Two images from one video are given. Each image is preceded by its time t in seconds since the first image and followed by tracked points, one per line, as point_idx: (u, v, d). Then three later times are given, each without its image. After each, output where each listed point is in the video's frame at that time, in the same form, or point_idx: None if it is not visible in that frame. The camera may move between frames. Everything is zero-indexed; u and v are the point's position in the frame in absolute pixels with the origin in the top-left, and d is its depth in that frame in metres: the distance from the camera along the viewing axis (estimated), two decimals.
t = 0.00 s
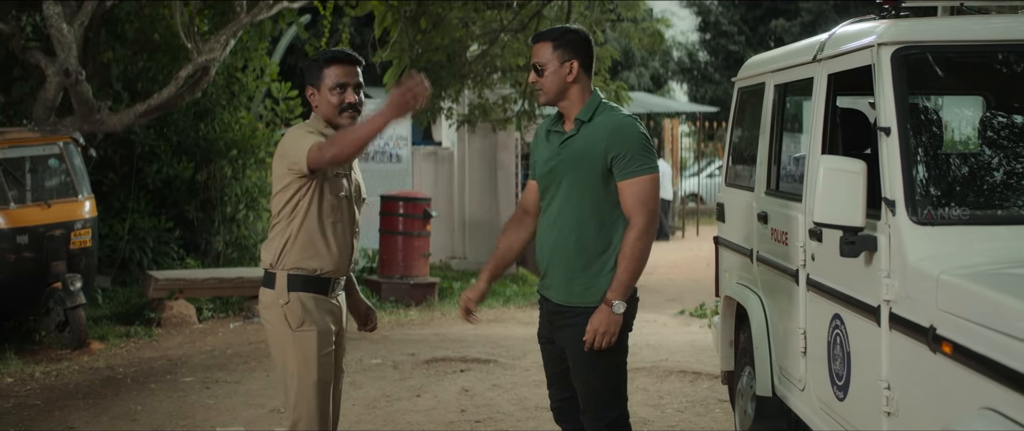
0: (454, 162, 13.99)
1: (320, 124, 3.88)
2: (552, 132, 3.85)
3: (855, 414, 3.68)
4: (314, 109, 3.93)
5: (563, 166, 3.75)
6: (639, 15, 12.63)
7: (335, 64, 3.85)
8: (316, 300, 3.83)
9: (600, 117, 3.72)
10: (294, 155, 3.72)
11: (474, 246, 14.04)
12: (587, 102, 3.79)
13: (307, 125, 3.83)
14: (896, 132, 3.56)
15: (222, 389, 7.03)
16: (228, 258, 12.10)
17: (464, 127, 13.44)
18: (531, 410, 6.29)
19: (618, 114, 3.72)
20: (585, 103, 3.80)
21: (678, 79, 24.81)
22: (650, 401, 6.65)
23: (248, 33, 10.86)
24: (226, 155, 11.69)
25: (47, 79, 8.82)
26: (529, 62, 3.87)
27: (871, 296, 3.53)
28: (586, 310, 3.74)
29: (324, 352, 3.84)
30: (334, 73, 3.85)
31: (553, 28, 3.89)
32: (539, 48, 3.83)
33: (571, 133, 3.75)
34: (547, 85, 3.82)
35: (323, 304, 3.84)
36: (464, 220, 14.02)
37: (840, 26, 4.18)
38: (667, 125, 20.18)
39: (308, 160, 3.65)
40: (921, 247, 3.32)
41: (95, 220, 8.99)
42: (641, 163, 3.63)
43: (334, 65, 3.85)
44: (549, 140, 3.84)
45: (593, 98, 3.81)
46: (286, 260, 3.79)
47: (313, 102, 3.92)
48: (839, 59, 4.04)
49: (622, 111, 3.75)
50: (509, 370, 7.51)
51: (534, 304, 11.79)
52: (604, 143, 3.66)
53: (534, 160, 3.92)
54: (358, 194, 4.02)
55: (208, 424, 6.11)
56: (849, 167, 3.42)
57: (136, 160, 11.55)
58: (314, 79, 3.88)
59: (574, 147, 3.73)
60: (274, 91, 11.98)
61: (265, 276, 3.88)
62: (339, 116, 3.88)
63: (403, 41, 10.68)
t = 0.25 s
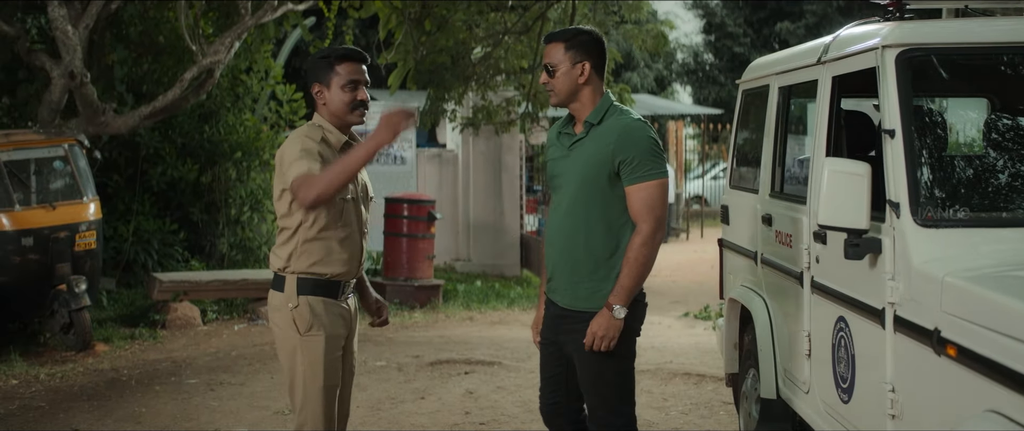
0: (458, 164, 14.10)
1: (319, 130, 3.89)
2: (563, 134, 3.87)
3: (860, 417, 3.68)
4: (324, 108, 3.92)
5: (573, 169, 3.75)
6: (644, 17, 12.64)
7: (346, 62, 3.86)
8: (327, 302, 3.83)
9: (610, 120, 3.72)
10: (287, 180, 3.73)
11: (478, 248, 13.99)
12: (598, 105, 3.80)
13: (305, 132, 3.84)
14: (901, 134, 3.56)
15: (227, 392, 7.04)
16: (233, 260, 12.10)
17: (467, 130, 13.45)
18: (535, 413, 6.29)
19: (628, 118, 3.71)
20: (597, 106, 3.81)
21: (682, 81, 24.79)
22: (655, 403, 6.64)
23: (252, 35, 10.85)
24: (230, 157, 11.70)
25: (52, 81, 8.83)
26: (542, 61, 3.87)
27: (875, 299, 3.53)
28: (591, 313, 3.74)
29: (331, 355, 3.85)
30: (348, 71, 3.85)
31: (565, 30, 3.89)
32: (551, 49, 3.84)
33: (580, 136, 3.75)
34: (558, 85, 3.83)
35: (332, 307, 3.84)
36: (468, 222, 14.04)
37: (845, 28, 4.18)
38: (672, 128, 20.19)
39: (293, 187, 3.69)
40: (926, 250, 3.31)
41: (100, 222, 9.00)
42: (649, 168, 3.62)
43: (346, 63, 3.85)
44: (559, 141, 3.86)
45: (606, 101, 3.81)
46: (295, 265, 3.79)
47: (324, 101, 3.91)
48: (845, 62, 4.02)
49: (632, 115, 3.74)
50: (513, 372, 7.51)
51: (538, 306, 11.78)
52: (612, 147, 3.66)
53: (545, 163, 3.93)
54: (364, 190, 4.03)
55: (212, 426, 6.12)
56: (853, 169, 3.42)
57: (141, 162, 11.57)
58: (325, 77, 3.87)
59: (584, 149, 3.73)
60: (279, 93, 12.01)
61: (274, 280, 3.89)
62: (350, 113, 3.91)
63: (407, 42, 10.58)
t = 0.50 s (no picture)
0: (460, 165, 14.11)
1: (314, 135, 3.85)
2: (569, 134, 3.87)
3: (862, 417, 3.68)
4: (326, 109, 3.91)
5: (576, 170, 3.76)
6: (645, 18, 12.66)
7: (348, 62, 3.89)
8: (329, 304, 3.81)
9: (614, 122, 3.72)
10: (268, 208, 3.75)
11: (479, 248, 13.99)
12: (603, 106, 3.79)
13: (299, 140, 3.80)
14: (903, 134, 3.56)
15: (228, 392, 7.04)
16: (234, 260, 12.11)
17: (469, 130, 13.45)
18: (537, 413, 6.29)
19: (631, 120, 3.70)
20: (603, 107, 3.80)
21: (684, 82, 24.82)
22: (656, 404, 6.64)
23: (253, 35, 10.85)
24: (232, 157, 11.72)
25: (54, 81, 8.83)
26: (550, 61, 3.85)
27: (878, 299, 3.53)
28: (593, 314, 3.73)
29: (334, 357, 3.84)
30: (351, 72, 3.88)
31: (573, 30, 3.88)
32: (558, 50, 3.83)
33: (585, 137, 3.76)
34: (567, 86, 3.82)
35: (335, 309, 3.83)
36: (469, 223, 14.05)
37: (846, 28, 4.17)
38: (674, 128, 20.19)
39: (268, 221, 3.68)
40: (928, 250, 3.31)
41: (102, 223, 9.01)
42: (650, 171, 3.61)
43: (349, 63, 3.89)
44: (566, 142, 3.87)
45: (613, 102, 3.80)
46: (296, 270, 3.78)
47: (327, 102, 3.90)
48: (846, 62, 4.02)
49: (637, 117, 3.73)
50: (514, 373, 7.51)
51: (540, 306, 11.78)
52: (614, 148, 3.65)
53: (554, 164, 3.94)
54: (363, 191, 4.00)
55: (214, 426, 6.12)
56: (855, 170, 3.41)
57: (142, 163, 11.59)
58: (328, 78, 3.87)
59: (588, 150, 3.73)
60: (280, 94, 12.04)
61: (276, 283, 3.88)
62: (353, 114, 3.92)
63: (409, 43, 10.56)
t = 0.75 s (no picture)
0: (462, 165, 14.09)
1: (317, 136, 3.85)
2: (570, 134, 3.87)
3: (863, 417, 3.68)
4: (332, 111, 3.90)
5: (578, 170, 3.76)
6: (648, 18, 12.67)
7: (354, 64, 3.89)
8: (326, 305, 3.81)
9: (618, 122, 3.72)
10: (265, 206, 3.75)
11: (481, 248, 13.97)
12: (607, 107, 3.78)
13: (302, 141, 3.80)
14: (904, 135, 3.56)
15: (230, 392, 7.04)
16: (236, 260, 12.12)
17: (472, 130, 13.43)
18: (538, 413, 6.29)
19: (635, 120, 3.70)
20: (606, 107, 3.80)
21: (685, 82, 24.84)
22: (658, 404, 6.64)
23: (255, 35, 10.84)
24: (233, 157, 11.73)
25: (56, 82, 8.84)
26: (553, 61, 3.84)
27: (879, 299, 3.52)
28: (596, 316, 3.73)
29: (331, 357, 3.84)
30: (357, 73, 3.88)
31: (577, 29, 3.86)
32: (563, 49, 3.81)
33: (588, 138, 3.76)
34: (571, 88, 3.81)
35: (333, 310, 3.83)
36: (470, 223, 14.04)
37: (848, 29, 4.18)
38: (675, 128, 20.19)
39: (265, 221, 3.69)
40: (929, 250, 3.30)
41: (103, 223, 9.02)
42: (652, 171, 3.62)
43: (354, 64, 3.89)
44: (568, 142, 3.87)
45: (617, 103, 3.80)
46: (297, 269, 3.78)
47: (333, 103, 3.89)
48: (848, 62, 4.02)
49: (640, 118, 3.73)
50: (516, 373, 7.51)
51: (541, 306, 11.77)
52: (618, 147, 3.66)
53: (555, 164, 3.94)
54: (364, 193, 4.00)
55: (215, 426, 6.12)
56: (856, 170, 3.41)
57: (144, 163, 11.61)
58: (335, 79, 3.87)
59: (591, 149, 3.73)
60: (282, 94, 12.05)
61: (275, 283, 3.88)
62: (358, 116, 3.91)
63: (410, 43, 10.28)
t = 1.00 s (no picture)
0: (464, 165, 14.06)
1: (325, 135, 3.84)
2: (565, 134, 3.87)
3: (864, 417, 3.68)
4: (339, 111, 3.90)
5: (579, 167, 3.76)
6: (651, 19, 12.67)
7: (362, 65, 3.88)
8: (334, 303, 3.81)
9: (618, 120, 3.73)
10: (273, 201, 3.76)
11: (482, 248, 14.04)
12: (603, 106, 3.79)
13: (310, 140, 3.80)
14: (907, 135, 3.56)
15: (232, 392, 7.05)
16: (238, 260, 12.13)
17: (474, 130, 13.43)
18: (539, 413, 6.29)
19: (636, 119, 3.72)
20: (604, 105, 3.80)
21: (687, 82, 24.85)
22: (659, 404, 6.64)
23: (257, 36, 10.85)
24: (235, 157, 11.74)
25: (58, 82, 8.84)
26: (567, 57, 3.79)
27: (881, 300, 3.52)
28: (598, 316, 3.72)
29: (338, 356, 3.84)
30: (364, 74, 3.87)
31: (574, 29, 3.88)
32: (565, 46, 3.82)
33: (587, 136, 3.76)
34: (591, 82, 3.79)
35: (341, 308, 3.82)
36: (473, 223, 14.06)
37: (850, 29, 4.17)
38: (677, 128, 20.18)
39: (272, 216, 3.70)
40: (932, 250, 3.30)
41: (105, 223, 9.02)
42: (656, 168, 3.64)
43: (362, 65, 3.88)
44: (563, 142, 3.86)
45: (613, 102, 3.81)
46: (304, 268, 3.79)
47: (340, 103, 3.89)
48: (850, 62, 4.02)
49: (639, 116, 3.75)
50: (518, 373, 7.51)
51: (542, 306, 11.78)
52: (622, 145, 3.67)
53: (548, 164, 3.93)
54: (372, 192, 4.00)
55: (217, 426, 6.12)
56: (859, 170, 3.41)
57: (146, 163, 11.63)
58: (342, 80, 3.86)
59: (592, 148, 3.73)
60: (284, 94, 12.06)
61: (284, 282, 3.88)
62: (366, 116, 3.91)
63: (412, 45, 10.17)
